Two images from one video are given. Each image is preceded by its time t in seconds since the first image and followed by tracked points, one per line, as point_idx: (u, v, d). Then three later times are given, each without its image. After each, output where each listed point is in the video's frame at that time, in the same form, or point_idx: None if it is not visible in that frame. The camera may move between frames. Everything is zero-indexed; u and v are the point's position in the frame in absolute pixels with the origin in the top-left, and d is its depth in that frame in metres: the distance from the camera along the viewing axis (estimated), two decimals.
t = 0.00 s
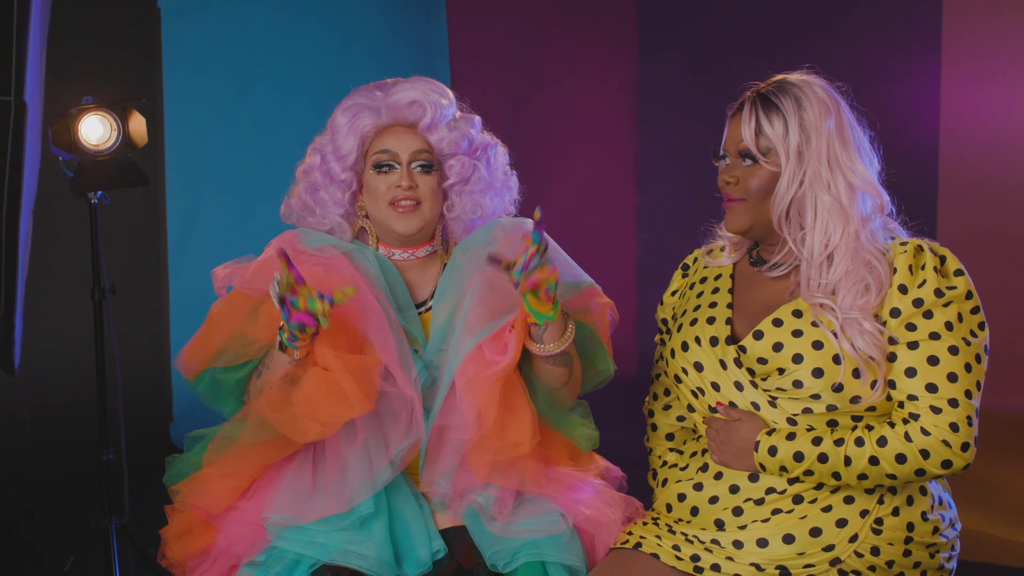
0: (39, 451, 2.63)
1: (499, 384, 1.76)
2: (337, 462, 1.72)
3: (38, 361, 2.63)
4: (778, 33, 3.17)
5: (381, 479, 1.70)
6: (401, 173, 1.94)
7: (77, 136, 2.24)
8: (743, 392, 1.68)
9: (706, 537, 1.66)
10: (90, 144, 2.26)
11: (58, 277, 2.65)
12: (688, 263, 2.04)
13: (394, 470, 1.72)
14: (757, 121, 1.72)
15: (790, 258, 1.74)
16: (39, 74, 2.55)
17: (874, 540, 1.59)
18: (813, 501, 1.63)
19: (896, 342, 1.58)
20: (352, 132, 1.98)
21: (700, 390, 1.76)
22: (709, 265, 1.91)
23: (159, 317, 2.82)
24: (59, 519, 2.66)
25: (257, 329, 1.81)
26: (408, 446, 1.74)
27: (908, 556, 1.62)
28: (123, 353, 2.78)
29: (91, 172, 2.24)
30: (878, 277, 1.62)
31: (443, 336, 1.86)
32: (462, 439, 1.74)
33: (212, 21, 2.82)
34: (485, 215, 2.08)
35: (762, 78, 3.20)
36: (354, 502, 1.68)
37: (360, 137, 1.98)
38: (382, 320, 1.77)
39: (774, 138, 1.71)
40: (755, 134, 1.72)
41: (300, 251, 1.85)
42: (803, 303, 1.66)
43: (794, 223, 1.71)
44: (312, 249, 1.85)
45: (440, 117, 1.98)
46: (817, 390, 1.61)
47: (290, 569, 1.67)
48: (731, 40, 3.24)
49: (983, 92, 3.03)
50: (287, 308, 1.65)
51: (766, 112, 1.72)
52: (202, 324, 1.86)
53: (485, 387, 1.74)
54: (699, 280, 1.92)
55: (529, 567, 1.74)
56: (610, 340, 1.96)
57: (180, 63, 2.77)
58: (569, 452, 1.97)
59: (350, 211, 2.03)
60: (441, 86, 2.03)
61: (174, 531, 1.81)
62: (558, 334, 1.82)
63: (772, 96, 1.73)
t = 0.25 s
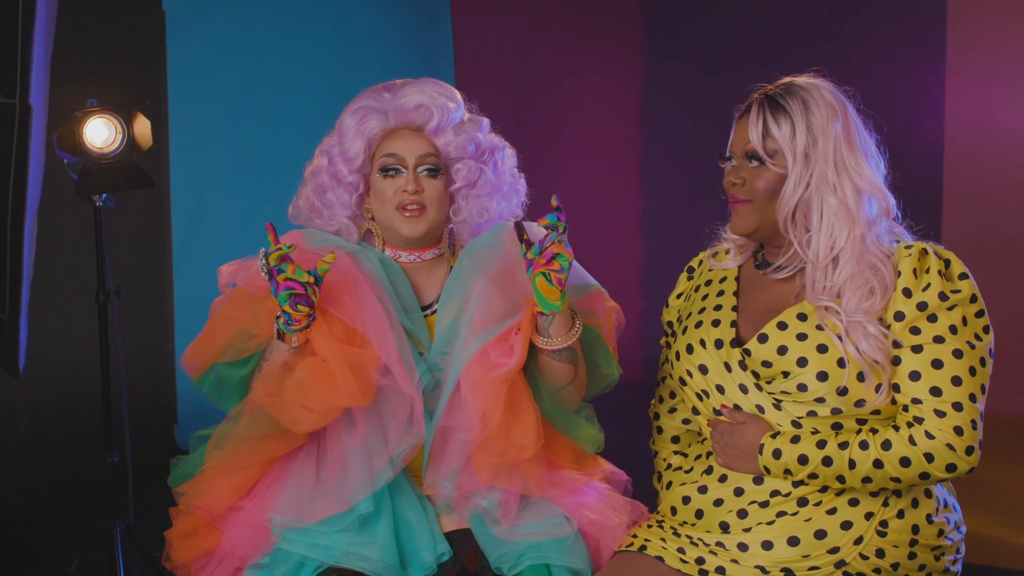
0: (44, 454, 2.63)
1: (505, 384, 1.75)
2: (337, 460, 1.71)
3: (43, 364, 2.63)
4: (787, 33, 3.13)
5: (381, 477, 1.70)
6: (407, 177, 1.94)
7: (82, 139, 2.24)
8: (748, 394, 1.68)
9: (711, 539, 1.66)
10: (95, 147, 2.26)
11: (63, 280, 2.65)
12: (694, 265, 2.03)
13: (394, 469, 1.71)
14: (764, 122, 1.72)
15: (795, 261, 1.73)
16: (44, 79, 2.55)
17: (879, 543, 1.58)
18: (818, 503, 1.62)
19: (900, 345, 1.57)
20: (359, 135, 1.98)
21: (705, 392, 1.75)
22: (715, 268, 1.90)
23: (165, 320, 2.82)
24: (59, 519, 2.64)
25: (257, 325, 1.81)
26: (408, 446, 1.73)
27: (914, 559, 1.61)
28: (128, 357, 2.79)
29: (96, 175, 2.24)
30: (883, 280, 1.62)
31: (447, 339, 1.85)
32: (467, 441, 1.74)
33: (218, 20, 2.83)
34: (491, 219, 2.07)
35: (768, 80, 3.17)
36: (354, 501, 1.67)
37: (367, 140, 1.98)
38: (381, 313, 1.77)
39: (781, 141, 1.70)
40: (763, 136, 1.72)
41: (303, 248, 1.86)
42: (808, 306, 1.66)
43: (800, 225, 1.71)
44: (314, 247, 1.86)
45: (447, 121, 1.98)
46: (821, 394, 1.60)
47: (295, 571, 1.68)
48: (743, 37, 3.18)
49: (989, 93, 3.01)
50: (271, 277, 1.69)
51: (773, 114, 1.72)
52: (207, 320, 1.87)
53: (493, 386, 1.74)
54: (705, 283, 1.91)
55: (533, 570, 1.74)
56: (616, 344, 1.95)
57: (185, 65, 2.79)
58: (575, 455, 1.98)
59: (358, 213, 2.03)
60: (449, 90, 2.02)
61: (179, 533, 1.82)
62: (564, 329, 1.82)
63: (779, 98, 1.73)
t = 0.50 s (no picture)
0: (50, 455, 2.64)
1: (511, 386, 1.75)
2: (348, 462, 1.72)
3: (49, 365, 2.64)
4: (791, 34, 3.12)
5: (390, 480, 1.70)
6: (414, 183, 1.94)
7: (89, 142, 2.24)
8: (755, 397, 1.67)
9: (717, 541, 1.66)
10: (101, 149, 2.26)
11: (70, 281, 2.66)
12: (701, 267, 2.02)
13: (403, 471, 1.72)
14: (772, 125, 1.71)
15: (803, 262, 1.73)
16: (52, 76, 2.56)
17: (885, 545, 1.58)
18: (825, 506, 1.61)
19: (908, 348, 1.57)
20: (368, 138, 1.98)
21: (711, 395, 1.75)
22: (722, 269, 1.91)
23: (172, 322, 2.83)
24: (59, 519, 2.64)
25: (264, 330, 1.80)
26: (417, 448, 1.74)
27: (920, 562, 1.60)
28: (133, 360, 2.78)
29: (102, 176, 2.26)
30: (891, 283, 1.61)
31: (456, 339, 1.85)
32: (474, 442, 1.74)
33: (216, 25, 2.82)
34: (501, 221, 2.07)
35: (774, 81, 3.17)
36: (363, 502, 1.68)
37: (374, 143, 1.98)
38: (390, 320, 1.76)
39: (789, 144, 1.70)
40: (770, 139, 1.71)
41: (313, 252, 1.86)
42: (816, 309, 1.65)
43: (808, 228, 1.70)
44: (323, 249, 1.86)
45: (454, 125, 1.98)
46: (829, 397, 1.60)
47: (302, 572, 1.68)
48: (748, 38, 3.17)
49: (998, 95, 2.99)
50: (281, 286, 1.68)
51: (780, 117, 1.71)
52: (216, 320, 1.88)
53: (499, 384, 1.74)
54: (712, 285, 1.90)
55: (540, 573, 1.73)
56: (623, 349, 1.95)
57: (192, 65, 2.79)
58: (582, 458, 1.98)
59: (367, 215, 2.04)
60: (456, 93, 2.01)
61: (185, 533, 1.82)
62: (567, 334, 1.81)
63: (786, 101, 1.72)
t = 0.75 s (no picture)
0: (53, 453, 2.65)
1: (509, 398, 1.75)
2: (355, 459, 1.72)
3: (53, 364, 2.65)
4: (793, 35, 3.13)
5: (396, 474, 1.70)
6: (414, 185, 1.94)
7: (91, 141, 2.24)
8: (757, 396, 1.68)
9: (720, 540, 1.66)
10: (104, 148, 2.26)
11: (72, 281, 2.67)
12: (704, 267, 2.02)
13: (407, 465, 1.71)
14: (773, 125, 1.71)
15: (805, 262, 1.73)
16: (57, 76, 2.56)
17: (888, 544, 1.58)
18: (828, 505, 1.61)
19: (910, 347, 1.57)
20: (370, 138, 1.98)
21: (714, 394, 1.75)
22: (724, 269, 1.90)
23: (175, 322, 2.83)
24: (59, 519, 2.60)
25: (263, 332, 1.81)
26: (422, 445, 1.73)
27: (923, 561, 1.60)
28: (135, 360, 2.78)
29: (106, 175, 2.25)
30: (893, 282, 1.61)
31: (461, 339, 1.86)
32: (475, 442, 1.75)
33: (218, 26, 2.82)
34: (502, 222, 2.06)
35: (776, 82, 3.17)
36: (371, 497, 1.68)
37: (377, 143, 1.98)
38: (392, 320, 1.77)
39: (790, 143, 1.70)
40: (771, 139, 1.71)
41: (314, 253, 1.82)
42: (818, 309, 1.65)
43: (809, 228, 1.71)
44: (326, 249, 1.82)
45: (453, 126, 1.97)
46: (831, 396, 1.60)
47: (305, 569, 1.68)
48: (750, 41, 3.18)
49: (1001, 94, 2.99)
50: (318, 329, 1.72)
51: (782, 116, 1.71)
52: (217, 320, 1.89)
53: (500, 392, 1.73)
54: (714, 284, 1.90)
55: (543, 572, 1.73)
56: (628, 350, 1.95)
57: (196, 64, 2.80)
58: (585, 456, 1.98)
59: (371, 214, 2.04)
60: (458, 92, 2.00)
61: (189, 529, 1.83)
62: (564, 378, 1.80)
63: (788, 100, 1.72)
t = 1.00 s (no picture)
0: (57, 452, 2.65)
1: (497, 424, 1.79)
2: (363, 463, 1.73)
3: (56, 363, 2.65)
4: (796, 34, 3.13)
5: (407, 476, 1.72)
6: (412, 183, 1.95)
7: (94, 140, 2.25)
8: (759, 396, 1.67)
9: (722, 540, 1.65)
10: (107, 147, 2.27)
11: (76, 280, 2.67)
12: (705, 266, 2.02)
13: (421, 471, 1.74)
14: (775, 124, 1.71)
15: (806, 262, 1.73)
16: (58, 76, 2.55)
17: (891, 543, 1.58)
18: (830, 504, 1.61)
19: (912, 348, 1.57)
20: (372, 138, 1.99)
21: (716, 394, 1.75)
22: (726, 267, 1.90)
23: (178, 322, 2.84)
24: (59, 519, 2.64)
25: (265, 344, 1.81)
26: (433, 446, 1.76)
27: (925, 560, 1.60)
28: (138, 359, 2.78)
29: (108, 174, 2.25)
30: (895, 283, 1.61)
31: (466, 343, 1.89)
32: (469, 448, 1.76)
33: (216, 27, 2.81)
34: (503, 222, 2.04)
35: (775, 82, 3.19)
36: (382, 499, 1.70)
37: (379, 142, 1.99)
38: (398, 341, 1.76)
39: (791, 143, 1.69)
40: (773, 139, 1.71)
41: (314, 259, 1.86)
42: (820, 309, 1.65)
43: (811, 228, 1.70)
44: (327, 254, 1.85)
45: (451, 125, 1.97)
46: (833, 397, 1.60)
47: (306, 569, 1.67)
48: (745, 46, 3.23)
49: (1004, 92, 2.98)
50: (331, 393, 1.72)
51: (783, 116, 1.70)
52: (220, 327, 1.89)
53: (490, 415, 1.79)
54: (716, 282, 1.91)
55: (544, 571, 1.72)
56: (635, 354, 1.97)
57: (197, 64, 2.79)
58: (580, 450, 1.96)
59: (375, 214, 2.06)
60: (462, 91, 2.01)
61: (191, 528, 1.83)
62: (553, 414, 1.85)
63: (790, 100, 1.72)
